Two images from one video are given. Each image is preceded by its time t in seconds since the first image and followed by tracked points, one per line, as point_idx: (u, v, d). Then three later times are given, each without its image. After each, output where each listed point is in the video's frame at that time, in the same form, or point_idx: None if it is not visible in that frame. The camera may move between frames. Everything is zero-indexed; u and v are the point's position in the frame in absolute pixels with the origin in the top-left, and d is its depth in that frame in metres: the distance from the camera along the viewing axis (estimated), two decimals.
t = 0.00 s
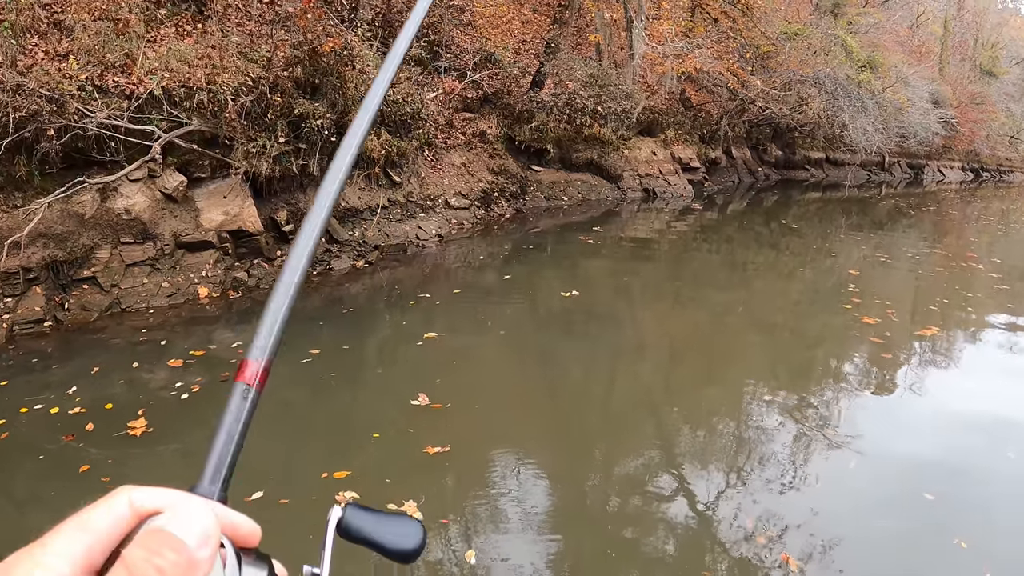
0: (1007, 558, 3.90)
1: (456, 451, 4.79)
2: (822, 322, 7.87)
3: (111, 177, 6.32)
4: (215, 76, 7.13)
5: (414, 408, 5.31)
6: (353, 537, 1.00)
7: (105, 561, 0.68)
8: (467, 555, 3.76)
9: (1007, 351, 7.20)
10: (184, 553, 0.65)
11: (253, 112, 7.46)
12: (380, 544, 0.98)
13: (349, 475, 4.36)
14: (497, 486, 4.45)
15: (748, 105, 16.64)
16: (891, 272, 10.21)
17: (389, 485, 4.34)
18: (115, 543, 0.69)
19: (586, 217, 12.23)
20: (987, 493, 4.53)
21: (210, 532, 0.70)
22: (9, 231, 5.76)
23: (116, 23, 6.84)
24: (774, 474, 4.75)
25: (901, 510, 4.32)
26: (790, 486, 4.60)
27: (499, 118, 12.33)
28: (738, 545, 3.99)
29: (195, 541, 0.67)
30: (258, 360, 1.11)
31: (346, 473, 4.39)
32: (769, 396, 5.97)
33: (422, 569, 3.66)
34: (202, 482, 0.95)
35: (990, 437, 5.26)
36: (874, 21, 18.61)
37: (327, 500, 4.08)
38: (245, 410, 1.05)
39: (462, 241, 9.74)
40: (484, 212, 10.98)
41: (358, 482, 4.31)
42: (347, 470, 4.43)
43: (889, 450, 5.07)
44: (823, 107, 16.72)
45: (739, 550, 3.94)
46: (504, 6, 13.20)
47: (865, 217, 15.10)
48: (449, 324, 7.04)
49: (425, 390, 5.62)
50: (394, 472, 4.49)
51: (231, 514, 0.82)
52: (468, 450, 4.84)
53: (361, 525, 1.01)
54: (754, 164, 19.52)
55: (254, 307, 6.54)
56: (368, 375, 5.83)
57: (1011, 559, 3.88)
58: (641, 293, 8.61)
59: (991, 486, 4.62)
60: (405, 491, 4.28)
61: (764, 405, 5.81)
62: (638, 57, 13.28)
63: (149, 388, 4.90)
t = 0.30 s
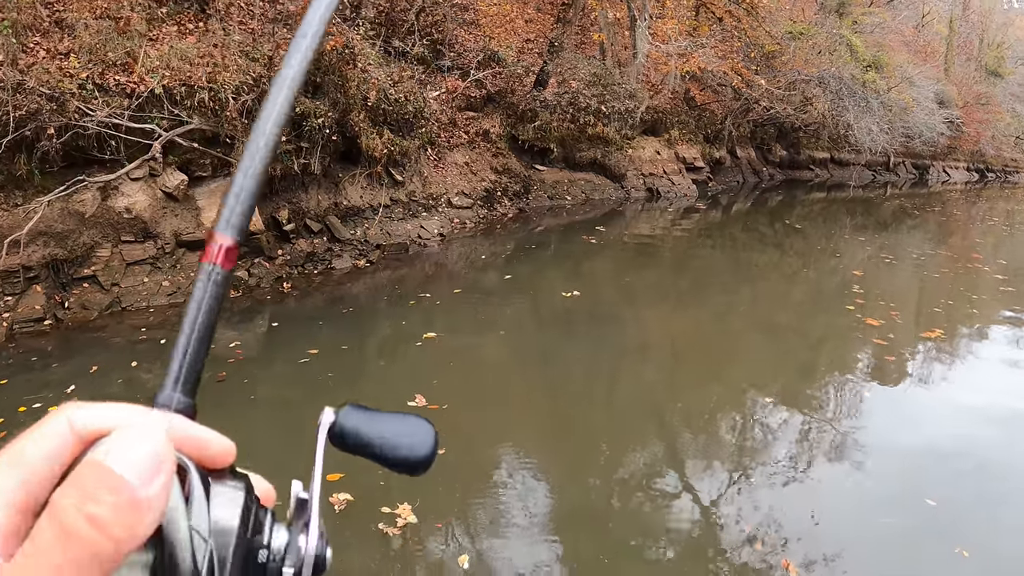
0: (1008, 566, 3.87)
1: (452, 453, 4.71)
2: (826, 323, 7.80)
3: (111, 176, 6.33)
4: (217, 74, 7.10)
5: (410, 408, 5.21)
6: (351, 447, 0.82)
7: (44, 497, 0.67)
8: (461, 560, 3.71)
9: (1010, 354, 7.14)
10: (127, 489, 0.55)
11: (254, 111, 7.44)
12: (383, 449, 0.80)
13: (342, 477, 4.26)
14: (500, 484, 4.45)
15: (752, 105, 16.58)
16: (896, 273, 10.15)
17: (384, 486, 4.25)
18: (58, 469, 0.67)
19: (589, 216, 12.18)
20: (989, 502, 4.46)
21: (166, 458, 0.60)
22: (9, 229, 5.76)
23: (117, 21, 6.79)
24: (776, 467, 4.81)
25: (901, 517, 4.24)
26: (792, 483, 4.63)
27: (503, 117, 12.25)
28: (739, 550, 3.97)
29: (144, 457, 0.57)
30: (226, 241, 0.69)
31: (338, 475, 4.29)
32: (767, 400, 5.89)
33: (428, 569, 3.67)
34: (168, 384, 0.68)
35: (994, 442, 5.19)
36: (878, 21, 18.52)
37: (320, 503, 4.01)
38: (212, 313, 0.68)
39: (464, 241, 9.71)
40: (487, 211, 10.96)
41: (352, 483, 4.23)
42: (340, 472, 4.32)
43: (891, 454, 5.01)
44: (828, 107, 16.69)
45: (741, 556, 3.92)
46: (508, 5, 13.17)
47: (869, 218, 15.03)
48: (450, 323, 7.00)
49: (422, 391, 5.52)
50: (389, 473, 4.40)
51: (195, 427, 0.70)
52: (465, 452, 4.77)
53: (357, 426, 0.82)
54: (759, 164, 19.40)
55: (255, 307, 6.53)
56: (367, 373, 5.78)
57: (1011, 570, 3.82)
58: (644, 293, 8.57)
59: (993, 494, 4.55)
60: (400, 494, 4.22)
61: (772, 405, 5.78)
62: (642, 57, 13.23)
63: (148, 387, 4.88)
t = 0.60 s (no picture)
0: None
1: (446, 458, 4.63)
2: (829, 325, 7.73)
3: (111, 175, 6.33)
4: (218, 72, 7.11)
5: (405, 412, 5.13)
6: (335, 367, 0.77)
7: None
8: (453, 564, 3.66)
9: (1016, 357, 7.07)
10: (34, 466, 0.57)
11: (254, 110, 7.44)
12: (375, 363, 0.77)
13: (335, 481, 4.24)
14: (502, 484, 4.43)
15: (756, 105, 16.50)
16: (901, 273, 10.08)
17: (378, 491, 4.22)
18: None
19: (592, 216, 12.14)
20: (989, 508, 4.36)
21: (81, 418, 0.59)
22: (9, 229, 5.76)
23: (118, 20, 6.78)
24: (780, 467, 4.79)
25: (900, 524, 4.13)
26: (797, 484, 4.58)
27: (506, 117, 12.22)
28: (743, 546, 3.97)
29: (50, 404, 0.58)
30: (170, 106, 0.76)
31: (331, 479, 4.27)
32: (766, 399, 5.87)
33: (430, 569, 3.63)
34: (95, 300, 0.72)
35: (998, 447, 5.09)
36: (884, 21, 18.45)
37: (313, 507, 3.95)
38: (142, 193, 0.74)
39: (466, 240, 9.67)
40: (489, 211, 10.93)
41: (345, 488, 4.20)
42: (333, 476, 4.31)
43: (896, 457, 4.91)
44: (832, 107, 16.64)
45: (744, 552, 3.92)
46: (511, 5, 13.18)
47: (873, 219, 14.96)
48: (450, 323, 6.96)
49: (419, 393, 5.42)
50: (384, 478, 4.36)
51: (133, 363, 0.68)
52: (462, 456, 4.71)
53: (342, 339, 0.77)
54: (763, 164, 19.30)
55: (255, 307, 6.50)
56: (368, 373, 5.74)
57: None
58: (647, 293, 8.51)
59: (997, 497, 4.47)
60: (394, 498, 4.16)
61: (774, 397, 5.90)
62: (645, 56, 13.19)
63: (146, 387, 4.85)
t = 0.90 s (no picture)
0: None
1: (438, 460, 4.56)
2: (830, 326, 7.69)
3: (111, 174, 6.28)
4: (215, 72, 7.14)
5: (397, 415, 5.06)
6: (306, 332, 0.75)
7: None
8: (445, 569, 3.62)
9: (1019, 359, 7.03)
10: None
11: (254, 110, 7.44)
12: (350, 330, 0.75)
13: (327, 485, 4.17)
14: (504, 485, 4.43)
15: (759, 105, 16.46)
16: (904, 275, 10.03)
17: (370, 495, 4.16)
18: None
19: (593, 217, 12.11)
20: (988, 512, 4.30)
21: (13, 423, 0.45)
22: (8, 228, 5.76)
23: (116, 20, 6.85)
24: (781, 476, 4.68)
25: (895, 529, 4.07)
26: (798, 489, 4.52)
27: (508, 116, 12.25)
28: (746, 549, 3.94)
29: None
30: (111, 39, 0.73)
31: (323, 482, 4.20)
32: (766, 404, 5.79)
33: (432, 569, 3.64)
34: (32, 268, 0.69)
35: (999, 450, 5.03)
36: (887, 21, 18.42)
37: (304, 511, 3.90)
38: (81, 134, 0.72)
39: (466, 241, 9.63)
40: (490, 211, 10.91)
41: (336, 491, 4.15)
42: (325, 479, 4.24)
43: (896, 460, 4.87)
44: (834, 108, 16.60)
45: (746, 556, 3.88)
46: (513, 4, 13.16)
47: (876, 220, 14.91)
48: (451, 324, 6.92)
49: (414, 395, 5.37)
50: (375, 483, 4.30)
51: (83, 343, 0.63)
52: (457, 459, 4.65)
53: (314, 303, 0.74)
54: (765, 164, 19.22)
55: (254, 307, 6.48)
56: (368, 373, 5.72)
57: None
58: (648, 295, 8.47)
59: (995, 501, 4.42)
60: (384, 501, 4.10)
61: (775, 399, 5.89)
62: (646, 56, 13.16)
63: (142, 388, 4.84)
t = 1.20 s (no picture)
0: None
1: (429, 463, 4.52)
2: (830, 329, 7.67)
3: (108, 175, 6.31)
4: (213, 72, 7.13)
5: (392, 418, 5.02)
6: (310, 299, 0.76)
7: None
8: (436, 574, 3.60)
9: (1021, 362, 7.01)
10: None
11: (252, 110, 7.43)
12: (351, 293, 0.76)
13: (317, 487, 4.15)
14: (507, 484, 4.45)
15: (761, 107, 16.42)
16: (906, 277, 10.00)
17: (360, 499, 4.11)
18: None
19: (594, 218, 12.10)
20: (988, 518, 4.28)
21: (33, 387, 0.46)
22: (6, 228, 5.78)
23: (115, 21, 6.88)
24: (782, 475, 4.73)
25: (895, 535, 4.04)
26: (797, 490, 4.54)
27: (507, 117, 12.16)
28: (749, 551, 3.96)
29: None
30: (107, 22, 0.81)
31: (313, 486, 4.17)
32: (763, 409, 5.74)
33: (429, 567, 3.69)
34: (35, 246, 0.75)
35: (1000, 455, 5.01)
36: (889, 23, 18.40)
37: (295, 513, 3.88)
38: (78, 111, 0.78)
39: (466, 243, 9.62)
40: (490, 213, 10.90)
41: (327, 494, 4.12)
42: (315, 482, 4.21)
43: (897, 464, 4.86)
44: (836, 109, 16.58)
45: (749, 557, 3.91)
46: (512, 5, 13.17)
47: (878, 222, 14.88)
48: (451, 325, 6.91)
49: (408, 398, 5.33)
50: (365, 486, 4.26)
51: (86, 311, 0.63)
52: (453, 461, 4.64)
53: (314, 268, 0.75)
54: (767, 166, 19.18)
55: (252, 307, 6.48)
56: (367, 375, 5.70)
57: None
58: (648, 296, 8.45)
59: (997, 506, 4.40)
60: (375, 505, 4.07)
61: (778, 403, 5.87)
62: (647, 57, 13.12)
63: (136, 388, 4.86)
